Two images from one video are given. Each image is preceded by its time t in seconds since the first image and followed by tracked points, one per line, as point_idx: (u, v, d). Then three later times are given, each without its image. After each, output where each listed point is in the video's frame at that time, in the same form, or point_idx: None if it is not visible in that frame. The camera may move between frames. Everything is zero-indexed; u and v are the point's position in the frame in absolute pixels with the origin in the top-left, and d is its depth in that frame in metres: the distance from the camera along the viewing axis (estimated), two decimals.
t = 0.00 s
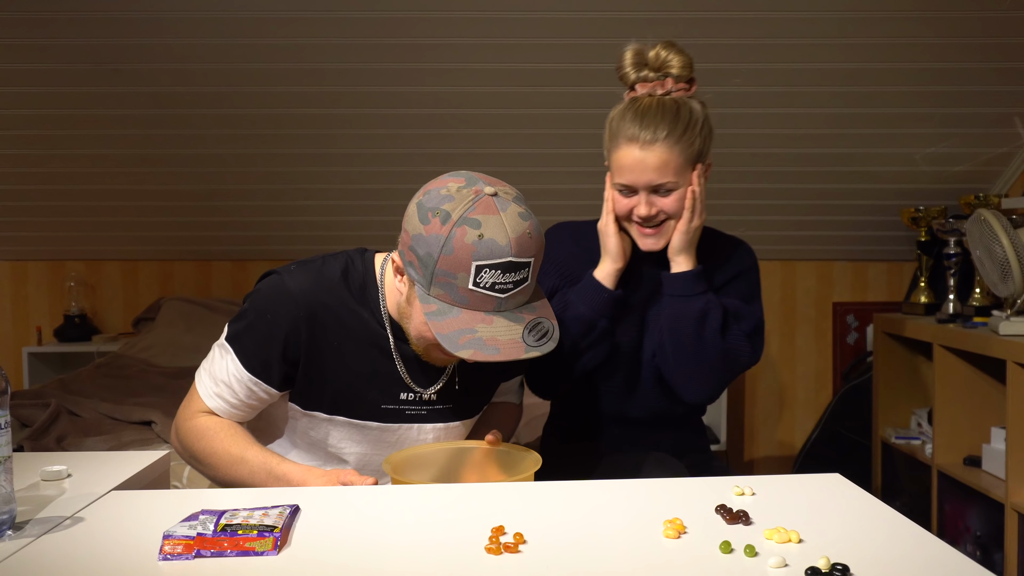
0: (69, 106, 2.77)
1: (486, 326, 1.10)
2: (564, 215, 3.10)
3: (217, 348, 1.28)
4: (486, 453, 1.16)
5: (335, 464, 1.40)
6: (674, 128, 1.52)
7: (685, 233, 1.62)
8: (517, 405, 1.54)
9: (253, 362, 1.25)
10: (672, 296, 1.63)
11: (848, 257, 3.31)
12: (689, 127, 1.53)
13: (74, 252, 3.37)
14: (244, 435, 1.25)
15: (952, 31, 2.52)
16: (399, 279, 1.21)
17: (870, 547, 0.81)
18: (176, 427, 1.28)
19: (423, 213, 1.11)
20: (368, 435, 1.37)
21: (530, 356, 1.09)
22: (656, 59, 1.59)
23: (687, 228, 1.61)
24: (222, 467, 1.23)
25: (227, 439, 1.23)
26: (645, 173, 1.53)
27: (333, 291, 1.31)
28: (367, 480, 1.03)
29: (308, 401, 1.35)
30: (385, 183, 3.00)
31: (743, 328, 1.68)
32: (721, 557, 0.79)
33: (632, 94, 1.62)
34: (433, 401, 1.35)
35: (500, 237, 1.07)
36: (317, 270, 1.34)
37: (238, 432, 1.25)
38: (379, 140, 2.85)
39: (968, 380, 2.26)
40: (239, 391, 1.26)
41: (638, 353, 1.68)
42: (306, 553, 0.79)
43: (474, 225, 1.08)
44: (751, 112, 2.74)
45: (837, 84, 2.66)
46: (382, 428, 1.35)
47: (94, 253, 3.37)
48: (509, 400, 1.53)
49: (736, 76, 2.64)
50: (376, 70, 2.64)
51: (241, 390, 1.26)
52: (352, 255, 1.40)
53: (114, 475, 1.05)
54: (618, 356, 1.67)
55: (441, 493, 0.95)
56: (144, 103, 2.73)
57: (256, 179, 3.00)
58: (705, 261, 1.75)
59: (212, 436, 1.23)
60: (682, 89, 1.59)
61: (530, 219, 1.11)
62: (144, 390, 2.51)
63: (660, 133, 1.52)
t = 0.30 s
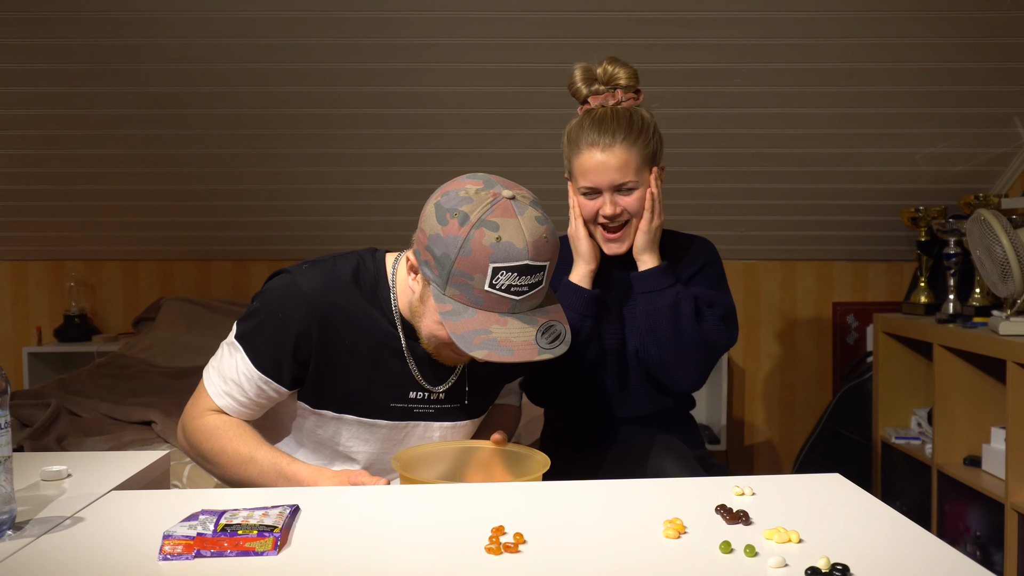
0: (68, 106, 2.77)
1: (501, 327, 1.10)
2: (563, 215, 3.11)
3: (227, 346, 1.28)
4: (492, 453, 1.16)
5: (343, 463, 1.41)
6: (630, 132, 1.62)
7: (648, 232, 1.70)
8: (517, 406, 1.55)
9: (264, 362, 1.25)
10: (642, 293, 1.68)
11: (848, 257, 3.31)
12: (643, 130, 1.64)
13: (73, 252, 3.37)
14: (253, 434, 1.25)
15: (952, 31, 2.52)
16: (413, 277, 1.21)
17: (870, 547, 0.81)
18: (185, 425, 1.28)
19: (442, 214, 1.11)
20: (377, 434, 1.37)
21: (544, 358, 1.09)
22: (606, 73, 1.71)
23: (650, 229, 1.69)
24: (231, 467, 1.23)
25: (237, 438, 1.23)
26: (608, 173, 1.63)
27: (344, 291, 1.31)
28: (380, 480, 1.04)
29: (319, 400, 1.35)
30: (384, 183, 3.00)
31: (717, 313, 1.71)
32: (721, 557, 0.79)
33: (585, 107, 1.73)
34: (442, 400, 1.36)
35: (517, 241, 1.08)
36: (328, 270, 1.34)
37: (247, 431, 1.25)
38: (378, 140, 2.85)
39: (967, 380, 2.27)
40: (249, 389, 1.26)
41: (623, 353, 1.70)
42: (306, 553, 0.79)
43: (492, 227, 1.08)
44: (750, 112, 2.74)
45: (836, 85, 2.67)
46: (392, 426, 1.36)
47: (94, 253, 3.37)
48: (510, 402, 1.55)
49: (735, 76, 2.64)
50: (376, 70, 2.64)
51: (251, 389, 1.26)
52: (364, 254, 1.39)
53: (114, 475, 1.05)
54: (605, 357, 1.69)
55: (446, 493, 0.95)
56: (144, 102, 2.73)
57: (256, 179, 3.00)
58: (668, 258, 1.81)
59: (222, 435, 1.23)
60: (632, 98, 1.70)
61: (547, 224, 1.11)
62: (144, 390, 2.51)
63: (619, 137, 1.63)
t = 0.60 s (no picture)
0: (68, 106, 2.77)
1: (503, 326, 1.09)
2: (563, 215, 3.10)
3: (228, 345, 1.28)
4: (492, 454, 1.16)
5: (343, 462, 1.41)
6: (625, 132, 1.70)
7: (641, 228, 1.75)
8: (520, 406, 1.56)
9: (265, 361, 1.25)
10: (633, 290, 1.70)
11: (848, 257, 3.31)
12: (637, 132, 1.71)
13: (73, 252, 3.37)
14: (252, 432, 1.24)
15: (951, 32, 2.52)
16: (415, 275, 1.22)
17: (870, 546, 0.81)
18: (185, 423, 1.28)
19: (447, 212, 1.11)
20: (378, 433, 1.38)
21: (545, 358, 1.08)
22: (601, 82, 1.78)
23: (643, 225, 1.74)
24: (231, 465, 1.22)
25: (237, 436, 1.23)
26: (604, 171, 1.69)
27: (346, 290, 1.31)
28: (385, 476, 1.04)
29: (319, 399, 1.35)
30: (384, 183, 3.00)
31: (708, 309, 1.71)
32: (721, 557, 0.79)
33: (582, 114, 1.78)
34: (443, 400, 1.36)
35: (522, 240, 1.07)
36: (330, 268, 1.33)
37: (248, 430, 1.24)
38: (378, 140, 2.85)
39: (967, 379, 2.27)
40: (250, 387, 1.25)
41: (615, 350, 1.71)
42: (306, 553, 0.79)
43: (497, 226, 1.08)
44: (750, 113, 2.74)
45: (836, 84, 2.67)
46: (392, 426, 1.37)
47: (94, 253, 3.37)
48: (513, 401, 1.55)
49: (735, 76, 2.64)
50: (376, 70, 2.64)
51: (251, 387, 1.26)
52: (366, 253, 1.39)
53: (114, 475, 1.05)
54: (600, 356, 1.69)
55: (447, 493, 0.95)
56: (144, 102, 2.73)
57: (256, 179, 3.00)
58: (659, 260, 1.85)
59: (222, 433, 1.22)
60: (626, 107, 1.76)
61: (552, 224, 1.11)
62: (144, 390, 2.51)
63: (614, 138, 1.70)
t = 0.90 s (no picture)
0: (69, 106, 2.77)
1: (502, 322, 1.09)
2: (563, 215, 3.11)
3: (226, 345, 1.28)
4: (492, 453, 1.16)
5: (343, 463, 1.42)
6: (631, 140, 1.80)
7: (638, 240, 1.81)
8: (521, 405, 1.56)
9: (264, 361, 1.24)
10: (630, 298, 1.76)
11: (848, 257, 3.31)
12: (641, 142, 1.82)
13: (73, 252, 3.37)
14: (252, 433, 1.24)
15: (952, 32, 2.52)
16: (414, 274, 1.22)
17: (870, 546, 0.81)
18: (183, 424, 1.28)
19: (445, 208, 1.11)
20: (377, 434, 1.39)
21: (546, 354, 1.08)
22: (609, 98, 1.88)
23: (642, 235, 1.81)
24: (230, 465, 1.22)
25: (236, 436, 1.22)
26: (609, 174, 1.79)
27: (345, 290, 1.31)
28: (383, 478, 1.04)
29: (319, 400, 1.35)
30: (384, 183, 3.00)
31: (701, 319, 1.78)
32: (721, 557, 0.79)
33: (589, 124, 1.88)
34: (443, 401, 1.37)
35: (520, 235, 1.07)
36: (328, 269, 1.33)
37: (246, 430, 1.24)
38: (378, 140, 2.85)
39: (966, 379, 2.27)
40: (248, 388, 1.25)
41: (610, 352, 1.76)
42: (306, 553, 0.79)
43: (495, 221, 1.07)
44: (751, 112, 2.74)
45: (837, 84, 2.66)
46: (392, 426, 1.37)
47: (94, 253, 3.37)
48: (514, 399, 1.55)
49: (736, 76, 2.64)
50: (376, 70, 2.64)
51: (250, 388, 1.25)
52: (364, 253, 1.39)
53: (114, 475, 1.05)
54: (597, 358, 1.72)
55: (448, 493, 0.95)
56: (144, 102, 2.73)
57: (256, 179, 3.00)
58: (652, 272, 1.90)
59: (221, 433, 1.22)
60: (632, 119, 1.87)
61: (550, 219, 1.11)
62: (144, 390, 2.51)
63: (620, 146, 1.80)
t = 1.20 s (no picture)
0: (69, 106, 2.77)
1: (508, 314, 1.09)
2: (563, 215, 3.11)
3: (224, 347, 1.28)
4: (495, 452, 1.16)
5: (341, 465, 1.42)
6: (637, 146, 1.83)
7: (637, 246, 1.81)
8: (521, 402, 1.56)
9: (262, 363, 1.25)
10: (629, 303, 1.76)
11: (848, 257, 3.31)
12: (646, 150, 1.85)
13: (73, 252, 3.37)
14: (252, 435, 1.24)
15: (952, 32, 2.52)
16: (416, 270, 1.22)
17: (870, 546, 0.81)
18: (181, 427, 1.28)
19: (450, 198, 1.11)
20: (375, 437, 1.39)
21: (552, 347, 1.08)
22: (610, 110, 1.92)
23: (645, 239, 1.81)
24: (230, 468, 1.22)
25: (234, 440, 1.22)
26: (617, 174, 1.80)
27: (342, 291, 1.31)
28: (383, 479, 1.03)
29: (318, 401, 1.35)
30: (385, 183, 3.00)
31: (700, 321, 1.80)
32: (721, 557, 0.79)
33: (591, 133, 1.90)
34: (443, 400, 1.37)
35: (526, 225, 1.07)
36: (326, 269, 1.33)
37: (245, 432, 1.24)
38: (378, 139, 2.85)
39: (966, 379, 2.27)
40: (245, 390, 1.25)
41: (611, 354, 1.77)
42: (306, 553, 0.79)
43: (501, 211, 1.08)
44: (751, 112, 2.74)
45: (837, 84, 2.67)
46: (391, 427, 1.37)
47: (94, 253, 3.37)
48: (514, 397, 1.55)
49: (736, 77, 2.64)
50: (376, 70, 2.64)
51: (247, 390, 1.25)
52: (361, 253, 1.39)
53: (114, 475, 1.05)
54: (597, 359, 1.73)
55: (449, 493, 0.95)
56: (144, 102, 2.73)
57: (256, 179, 3.00)
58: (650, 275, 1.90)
59: (219, 437, 1.22)
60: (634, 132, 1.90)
61: (555, 211, 1.11)
62: (144, 390, 2.51)
63: (625, 150, 1.83)
